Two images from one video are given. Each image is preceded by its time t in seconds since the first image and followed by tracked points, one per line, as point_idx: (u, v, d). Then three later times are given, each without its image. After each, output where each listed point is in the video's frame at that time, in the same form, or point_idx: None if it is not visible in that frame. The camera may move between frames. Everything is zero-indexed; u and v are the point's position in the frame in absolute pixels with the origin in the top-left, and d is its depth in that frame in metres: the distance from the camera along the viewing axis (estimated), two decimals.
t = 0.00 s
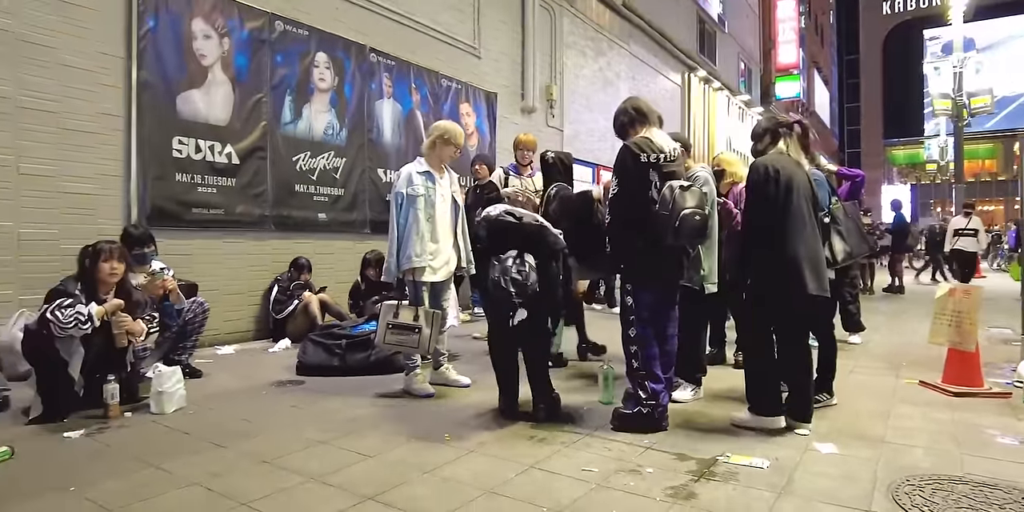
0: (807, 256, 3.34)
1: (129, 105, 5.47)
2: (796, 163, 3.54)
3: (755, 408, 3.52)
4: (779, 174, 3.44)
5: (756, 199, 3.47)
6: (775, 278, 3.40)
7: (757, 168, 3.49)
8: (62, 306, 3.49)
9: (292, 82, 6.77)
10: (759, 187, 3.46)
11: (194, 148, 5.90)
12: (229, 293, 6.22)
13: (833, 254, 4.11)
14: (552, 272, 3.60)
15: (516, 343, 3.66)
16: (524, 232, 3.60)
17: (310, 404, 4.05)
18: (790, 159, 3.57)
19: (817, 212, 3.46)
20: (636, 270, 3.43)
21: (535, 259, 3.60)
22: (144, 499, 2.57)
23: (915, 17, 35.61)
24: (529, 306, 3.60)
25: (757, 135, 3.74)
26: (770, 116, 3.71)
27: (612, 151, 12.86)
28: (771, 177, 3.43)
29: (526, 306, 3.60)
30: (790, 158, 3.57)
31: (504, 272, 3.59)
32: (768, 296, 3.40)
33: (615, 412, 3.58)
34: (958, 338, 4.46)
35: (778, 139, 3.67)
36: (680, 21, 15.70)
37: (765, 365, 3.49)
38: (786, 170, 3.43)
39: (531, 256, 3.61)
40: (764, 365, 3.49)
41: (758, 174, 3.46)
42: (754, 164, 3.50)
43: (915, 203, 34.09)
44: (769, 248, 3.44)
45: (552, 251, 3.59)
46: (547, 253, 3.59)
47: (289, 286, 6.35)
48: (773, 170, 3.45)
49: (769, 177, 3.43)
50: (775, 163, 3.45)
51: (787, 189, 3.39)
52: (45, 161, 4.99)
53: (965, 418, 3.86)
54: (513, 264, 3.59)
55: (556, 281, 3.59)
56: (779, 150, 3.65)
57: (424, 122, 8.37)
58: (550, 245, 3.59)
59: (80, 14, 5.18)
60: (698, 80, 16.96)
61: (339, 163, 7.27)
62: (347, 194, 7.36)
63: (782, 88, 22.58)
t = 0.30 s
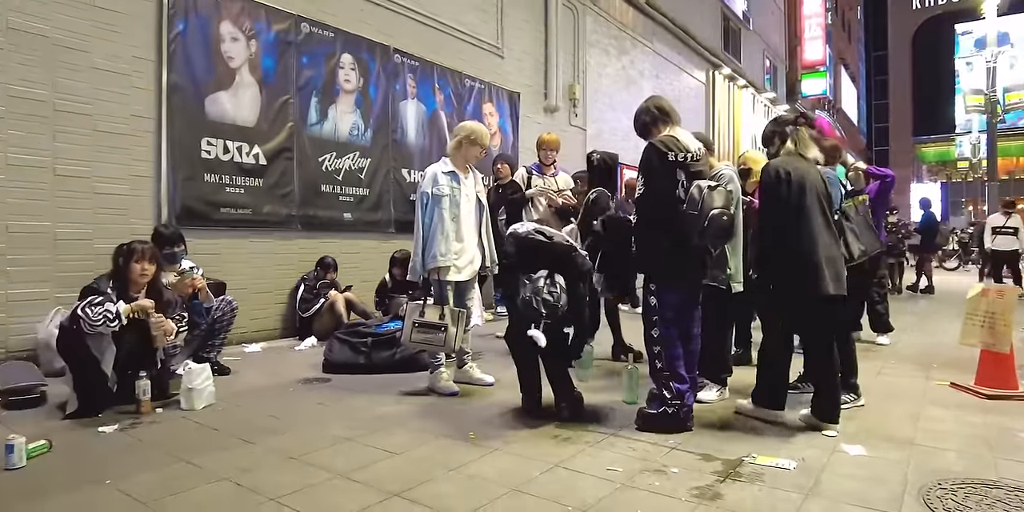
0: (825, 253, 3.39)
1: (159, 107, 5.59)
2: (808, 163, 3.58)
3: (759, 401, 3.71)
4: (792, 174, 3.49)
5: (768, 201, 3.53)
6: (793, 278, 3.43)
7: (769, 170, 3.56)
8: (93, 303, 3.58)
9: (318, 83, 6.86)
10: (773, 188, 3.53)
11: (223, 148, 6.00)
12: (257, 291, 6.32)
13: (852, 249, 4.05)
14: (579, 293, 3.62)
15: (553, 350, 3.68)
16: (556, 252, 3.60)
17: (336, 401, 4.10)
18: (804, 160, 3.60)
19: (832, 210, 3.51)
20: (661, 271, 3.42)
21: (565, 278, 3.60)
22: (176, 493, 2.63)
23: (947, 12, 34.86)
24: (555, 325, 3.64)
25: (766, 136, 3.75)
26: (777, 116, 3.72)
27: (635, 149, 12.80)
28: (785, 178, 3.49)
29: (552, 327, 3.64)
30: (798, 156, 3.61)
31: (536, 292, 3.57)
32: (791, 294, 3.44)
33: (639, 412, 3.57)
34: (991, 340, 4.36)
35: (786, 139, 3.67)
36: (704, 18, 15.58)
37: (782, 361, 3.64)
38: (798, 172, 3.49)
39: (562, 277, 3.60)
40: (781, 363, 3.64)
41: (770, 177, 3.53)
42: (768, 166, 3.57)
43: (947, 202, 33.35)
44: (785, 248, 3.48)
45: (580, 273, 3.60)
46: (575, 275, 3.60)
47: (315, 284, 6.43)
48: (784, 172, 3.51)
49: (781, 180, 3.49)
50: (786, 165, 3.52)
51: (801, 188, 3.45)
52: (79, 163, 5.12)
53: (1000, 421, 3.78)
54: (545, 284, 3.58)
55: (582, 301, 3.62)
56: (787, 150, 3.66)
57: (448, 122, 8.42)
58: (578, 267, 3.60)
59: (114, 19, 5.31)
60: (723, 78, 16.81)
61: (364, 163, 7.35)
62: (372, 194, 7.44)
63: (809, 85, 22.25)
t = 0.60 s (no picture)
0: (818, 252, 3.42)
1: (176, 106, 5.63)
2: (802, 161, 3.56)
3: (783, 405, 3.64)
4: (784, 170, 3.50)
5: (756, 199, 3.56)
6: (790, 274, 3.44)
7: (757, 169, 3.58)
8: (110, 306, 3.60)
9: (333, 83, 6.88)
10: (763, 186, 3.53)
11: (239, 148, 6.04)
12: (273, 290, 6.35)
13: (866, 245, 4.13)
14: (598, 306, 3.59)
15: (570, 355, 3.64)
16: (575, 265, 3.57)
17: (351, 399, 4.10)
18: (802, 158, 3.58)
19: (824, 206, 3.53)
20: (675, 270, 3.36)
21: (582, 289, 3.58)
22: (191, 491, 2.64)
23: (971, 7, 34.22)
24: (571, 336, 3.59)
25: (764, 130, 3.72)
26: (773, 112, 3.69)
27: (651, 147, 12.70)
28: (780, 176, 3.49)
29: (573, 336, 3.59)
30: (786, 155, 3.58)
31: (553, 305, 3.53)
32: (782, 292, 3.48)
33: (656, 412, 3.53)
34: (1018, 340, 4.25)
35: (774, 135, 3.68)
36: (722, 14, 15.41)
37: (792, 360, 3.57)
38: (787, 168, 3.50)
39: (580, 290, 3.58)
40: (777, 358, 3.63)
41: (762, 174, 3.54)
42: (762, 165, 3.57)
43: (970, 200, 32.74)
44: (781, 243, 3.48)
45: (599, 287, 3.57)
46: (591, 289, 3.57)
47: (331, 283, 6.44)
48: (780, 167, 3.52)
49: (773, 177, 3.50)
50: (776, 162, 3.53)
51: (793, 187, 3.46)
52: (99, 162, 5.17)
53: None
54: (563, 297, 3.54)
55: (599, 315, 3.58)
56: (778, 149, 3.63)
57: (463, 121, 8.41)
58: (596, 282, 3.56)
59: (133, 20, 5.36)
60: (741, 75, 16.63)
61: (380, 162, 7.35)
62: (388, 193, 7.44)
63: (828, 82, 21.98)
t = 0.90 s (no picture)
0: (816, 249, 3.43)
1: (178, 104, 5.61)
2: (800, 160, 3.53)
3: (789, 406, 3.58)
4: (784, 165, 3.48)
5: (757, 198, 3.53)
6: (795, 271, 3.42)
7: (755, 167, 3.55)
8: (103, 309, 3.58)
9: (337, 81, 6.85)
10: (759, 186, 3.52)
11: (241, 146, 6.01)
12: (276, 289, 6.32)
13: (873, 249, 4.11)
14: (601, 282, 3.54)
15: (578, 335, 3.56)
16: (575, 239, 3.50)
17: (352, 400, 4.06)
18: (800, 154, 3.57)
19: (823, 203, 3.51)
20: (682, 270, 3.28)
21: (586, 261, 3.52)
22: (186, 494, 2.60)
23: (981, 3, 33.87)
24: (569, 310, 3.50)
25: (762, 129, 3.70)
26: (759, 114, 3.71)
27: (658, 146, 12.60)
28: (781, 173, 3.46)
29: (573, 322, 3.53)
30: (778, 154, 3.56)
31: (555, 274, 3.45)
32: (780, 292, 3.49)
33: (659, 415, 3.47)
34: None
35: (767, 132, 3.67)
36: (729, 12, 15.28)
37: (800, 361, 3.50)
38: (786, 165, 3.48)
39: (581, 260, 3.51)
40: (783, 360, 3.56)
41: (760, 171, 3.52)
42: (754, 164, 3.56)
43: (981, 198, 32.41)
44: (784, 242, 3.45)
45: (602, 260, 3.51)
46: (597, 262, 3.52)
47: (334, 282, 6.42)
48: (778, 163, 3.50)
49: (772, 175, 3.48)
50: (769, 159, 3.53)
51: (790, 187, 3.44)
52: (101, 161, 5.15)
53: None
54: (564, 267, 3.47)
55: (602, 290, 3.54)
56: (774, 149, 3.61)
57: (467, 119, 8.35)
58: (598, 256, 3.50)
59: (136, 18, 5.34)
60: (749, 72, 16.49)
61: (384, 161, 7.32)
62: (392, 192, 7.40)
63: (837, 79, 21.83)
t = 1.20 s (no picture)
0: (811, 250, 3.37)
1: (166, 101, 5.53)
2: (797, 157, 3.47)
3: (782, 408, 3.49)
4: (778, 163, 3.41)
5: (751, 196, 3.44)
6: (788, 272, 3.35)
7: (752, 163, 3.45)
8: (77, 312, 3.53)
9: (328, 78, 6.76)
10: (755, 183, 3.42)
11: (230, 144, 5.93)
12: (266, 289, 6.23)
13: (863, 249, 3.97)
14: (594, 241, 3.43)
15: (579, 292, 3.43)
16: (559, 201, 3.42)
17: (337, 402, 3.97)
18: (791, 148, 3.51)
19: (816, 204, 3.46)
20: (672, 269, 3.18)
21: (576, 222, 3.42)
22: (155, 500, 2.52)
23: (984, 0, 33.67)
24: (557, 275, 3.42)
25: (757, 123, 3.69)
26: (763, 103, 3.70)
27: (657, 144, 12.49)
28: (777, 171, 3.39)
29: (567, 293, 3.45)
30: (784, 150, 3.50)
31: (540, 234, 3.38)
32: (773, 293, 3.40)
33: (650, 417, 3.38)
34: None
35: (772, 126, 3.61)
36: (729, 9, 15.17)
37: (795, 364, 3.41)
38: (781, 164, 3.41)
39: (570, 219, 3.42)
40: (775, 362, 3.48)
41: (755, 168, 3.42)
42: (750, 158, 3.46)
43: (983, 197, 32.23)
44: (777, 242, 3.38)
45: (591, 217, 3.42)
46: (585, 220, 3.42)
47: (326, 282, 6.34)
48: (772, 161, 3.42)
49: (768, 173, 3.39)
50: (770, 155, 3.44)
51: (786, 187, 3.37)
52: (85, 159, 5.07)
53: None
54: (549, 226, 3.39)
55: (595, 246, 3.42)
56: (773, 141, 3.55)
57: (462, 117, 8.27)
58: (586, 213, 3.41)
59: (122, 14, 5.26)
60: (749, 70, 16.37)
61: (377, 158, 7.23)
62: (385, 190, 7.32)
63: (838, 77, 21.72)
